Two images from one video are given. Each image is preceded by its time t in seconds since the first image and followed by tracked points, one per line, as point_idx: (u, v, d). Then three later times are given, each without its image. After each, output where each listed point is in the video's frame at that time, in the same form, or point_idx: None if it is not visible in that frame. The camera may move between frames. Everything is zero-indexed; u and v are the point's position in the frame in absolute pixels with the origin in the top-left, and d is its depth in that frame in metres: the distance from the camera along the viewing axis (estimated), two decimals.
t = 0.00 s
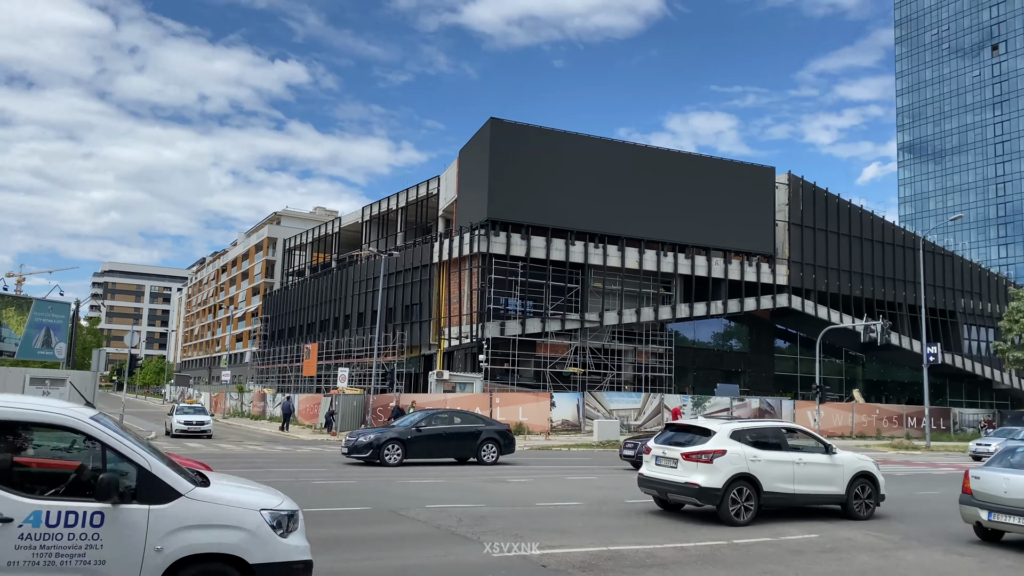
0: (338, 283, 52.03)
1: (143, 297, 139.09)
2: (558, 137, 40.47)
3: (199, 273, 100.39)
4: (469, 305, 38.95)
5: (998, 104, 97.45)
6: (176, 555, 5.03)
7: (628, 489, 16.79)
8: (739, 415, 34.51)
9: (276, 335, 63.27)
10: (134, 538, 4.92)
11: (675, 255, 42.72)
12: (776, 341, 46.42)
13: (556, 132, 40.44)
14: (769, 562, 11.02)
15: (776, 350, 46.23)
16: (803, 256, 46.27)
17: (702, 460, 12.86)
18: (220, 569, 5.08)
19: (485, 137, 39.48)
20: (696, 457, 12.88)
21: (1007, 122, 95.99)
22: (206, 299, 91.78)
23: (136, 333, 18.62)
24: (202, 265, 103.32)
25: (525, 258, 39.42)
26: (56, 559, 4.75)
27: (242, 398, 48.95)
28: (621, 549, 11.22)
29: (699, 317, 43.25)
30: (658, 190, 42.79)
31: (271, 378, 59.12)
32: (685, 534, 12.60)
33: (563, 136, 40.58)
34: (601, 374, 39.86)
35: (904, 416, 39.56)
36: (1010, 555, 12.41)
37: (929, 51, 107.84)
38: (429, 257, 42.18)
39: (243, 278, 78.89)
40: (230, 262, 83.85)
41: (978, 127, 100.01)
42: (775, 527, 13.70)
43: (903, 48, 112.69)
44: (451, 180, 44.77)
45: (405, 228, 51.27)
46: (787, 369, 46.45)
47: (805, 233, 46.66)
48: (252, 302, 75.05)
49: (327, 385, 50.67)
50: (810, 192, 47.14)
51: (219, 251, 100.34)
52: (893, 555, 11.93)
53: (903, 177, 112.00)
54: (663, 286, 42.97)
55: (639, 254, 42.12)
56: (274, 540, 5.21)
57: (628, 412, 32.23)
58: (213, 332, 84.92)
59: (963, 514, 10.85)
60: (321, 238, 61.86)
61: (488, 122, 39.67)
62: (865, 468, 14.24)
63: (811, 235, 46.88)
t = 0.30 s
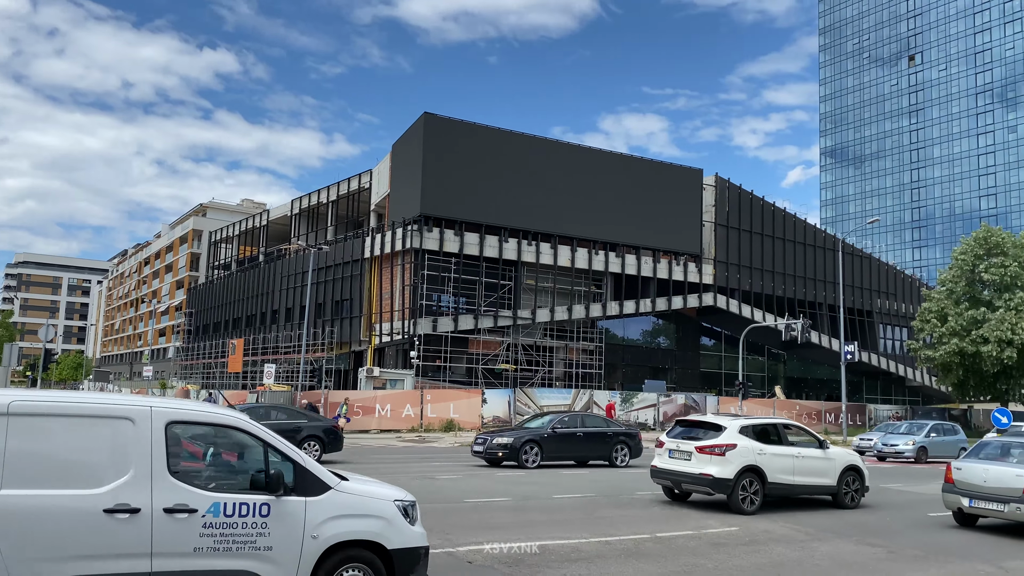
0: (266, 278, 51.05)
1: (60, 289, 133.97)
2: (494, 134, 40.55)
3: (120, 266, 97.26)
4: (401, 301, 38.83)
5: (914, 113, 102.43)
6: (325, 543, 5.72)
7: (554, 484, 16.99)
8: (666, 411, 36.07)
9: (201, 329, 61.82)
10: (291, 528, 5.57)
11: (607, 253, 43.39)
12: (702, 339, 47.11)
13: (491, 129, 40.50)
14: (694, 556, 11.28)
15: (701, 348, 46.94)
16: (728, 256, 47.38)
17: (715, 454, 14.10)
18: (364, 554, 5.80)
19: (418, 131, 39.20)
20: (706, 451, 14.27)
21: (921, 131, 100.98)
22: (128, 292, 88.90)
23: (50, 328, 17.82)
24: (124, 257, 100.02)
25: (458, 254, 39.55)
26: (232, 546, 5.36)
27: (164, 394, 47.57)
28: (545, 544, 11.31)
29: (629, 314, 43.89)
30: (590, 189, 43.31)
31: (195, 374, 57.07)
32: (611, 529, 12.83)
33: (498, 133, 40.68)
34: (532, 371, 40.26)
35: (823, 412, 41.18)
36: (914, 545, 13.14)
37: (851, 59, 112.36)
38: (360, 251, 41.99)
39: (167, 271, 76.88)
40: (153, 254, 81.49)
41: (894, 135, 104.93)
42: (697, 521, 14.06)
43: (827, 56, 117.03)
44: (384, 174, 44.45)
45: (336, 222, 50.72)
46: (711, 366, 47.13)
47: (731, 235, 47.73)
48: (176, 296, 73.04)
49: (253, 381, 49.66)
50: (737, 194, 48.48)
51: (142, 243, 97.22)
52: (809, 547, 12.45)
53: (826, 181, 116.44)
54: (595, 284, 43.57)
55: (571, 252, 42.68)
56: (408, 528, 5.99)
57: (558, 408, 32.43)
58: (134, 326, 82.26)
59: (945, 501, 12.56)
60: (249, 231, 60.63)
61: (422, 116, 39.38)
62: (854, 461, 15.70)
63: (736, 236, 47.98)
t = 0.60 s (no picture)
0: (192, 271, 49.79)
1: None
2: (427, 128, 40.48)
3: (37, 257, 93.66)
4: (330, 297, 38.33)
5: (836, 119, 106.36)
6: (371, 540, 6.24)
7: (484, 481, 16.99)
8: (596, 407, 37.30)
9: (124, 324, 59.98)
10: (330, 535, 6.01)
11: (540, 251, 43.78)
12: (631, 336, 48.22)
13: (424, 124, 40.45)
14: (620, 549, 11.36)
15: (631, 344, 48.08)
16: (658, 255, 48.40)
17: (718, 449, 15.18)
18: (464, 538, 6.70)
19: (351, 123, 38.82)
20: (705, 446, 15.33)
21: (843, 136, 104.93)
22: (44, 284, 85.63)
23: None
24: (41, 248, 96.41)
25: (390, 249, 39.04)
26: (360, 531, 6.14)
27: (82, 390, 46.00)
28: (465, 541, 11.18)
29: (561, 311, 44.30)
30: (523, 186, 43.65)
31: (115, 369, 55.15)
32: (539, 525, 12.86)
33: (432, 127, 40.62)
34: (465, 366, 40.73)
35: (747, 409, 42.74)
36: (827, 537, 13.57)
37: (778, 65, 116.04)
38: (289, 245, 41.31)
39: (87, 263, 74.52)
40: (72, 245, 78.77)
41: (818, 139, 108.63)
42: (621, 514, 14.26)
43: (755, 62, 120.50)
44: (315, 166, 43.85)
45: (265, 215, 49.89)
46: (640, 363, 48.33)
47: (661, 233, 48.91)
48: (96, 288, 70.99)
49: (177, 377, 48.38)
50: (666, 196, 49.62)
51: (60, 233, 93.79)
52: (732, 541, 12.69)
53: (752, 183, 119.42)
54: (527, 280, 44.19)
55: (505, 249, 42.88)
56: (496, 515, 6.90)
57: (489, 404, 33.50)
58: (52, 320, 79.22)
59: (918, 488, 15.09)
60: (174, 223, 59.15)
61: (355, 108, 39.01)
62: (833, 454, 17.09)
63: (666, 235, 49.15)
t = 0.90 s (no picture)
0: (116, 263, 48.36)
1: None
2: (361, 120, 40.01)
3: None
4: (261, 290, 37.80)
5: (766, 122, 109.49)
6: None
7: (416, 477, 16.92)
8: (530, 402, 37.64)
9: (43, 317, 57.92)
10: None
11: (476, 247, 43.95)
12: (568, 332, 49.18)
13: (358, 116, 39.89)
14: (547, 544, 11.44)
15: (567, 341, 49.03)
16: (592, 253, 49.57)
17: (711, 442, 16.40)
18: (526, 520, 7.76)
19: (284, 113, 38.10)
20: (700, 439, 16.55)
21: (772, 139, 108.15)
22: None
23: None
24: None
25: (322, 243, 38.65)
26: (446, 514, 7.10)
27: None
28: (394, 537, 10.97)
29: (497, 308, 44.92)
30: (458, 181, 43.69)
31: (32, 363, 53.40)
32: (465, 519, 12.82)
33: (366, 119, 40.16)
34: (399, 363, 40.22)
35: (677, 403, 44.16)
36: (750, 530, 13.91)
37: (712, 68, 118.77)
38: (219, 237, 40.44)
39: (5, 253, 71.88)
40: None
41: (748, 142, 111.56)
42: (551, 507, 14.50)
43: (690, 64, 123.02)
44: (246, 157, 43.01)
45: (194, 206, 48.79)
46: (575, 359, 49.32)
47: (595, 231, 49.93)
48: (13, 279, 69.42)
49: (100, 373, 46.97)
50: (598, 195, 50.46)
51: None
52: (660, 534, 12.88)
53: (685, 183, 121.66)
54: (463, 276, 44.20)
55: (440, 244, 42.87)
56: (553, 499, 7.98)
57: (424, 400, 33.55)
58: None
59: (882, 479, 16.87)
60: (97, 213, 57.46)
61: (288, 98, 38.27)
62: (810, 447, 18.50)
63: (600, 234, 50.25)
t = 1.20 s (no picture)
0: (41, 254, 46.84)
1: None
2: (298, 110, 39.55)
3: None
4: (193, 284, 36.79)
5: (702, 124, 111.57)
6: None
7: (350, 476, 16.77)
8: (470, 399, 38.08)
9: None
10: None
11: (417, 242, 44.04)
12: (507, 329, 50.09)
13: (295, 107, 39.45)
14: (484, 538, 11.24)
15: (507, 337, 49.92)
16: (533, 250, 50.24)
17: (701, 436, 17.97)
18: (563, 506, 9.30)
19: (219, 103, 37.41)
20: (692, 433, 18.09)
21: (708, 140, 110.36)
22: None
23: None
24: None
25: (258, 236, 38.20)
26: (503, 501, 8.58)
27: None
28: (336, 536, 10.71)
29: (437, 304, 45.21)
30: (396, 175, 43.59)
31: None
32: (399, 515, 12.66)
33: (303, 109, 39.74)
34: (336, 359, 40.02)
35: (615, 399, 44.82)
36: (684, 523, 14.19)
37: (651, 69, 120.38)
38: (151, 229, 39.62)
39: None
40: None
41: (685, 142, 113.49)
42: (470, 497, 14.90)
43: (630, 64, 124.34)
44: (180, 147, 42.11)
45: (125, 196, 47.58)
46: (515, 355, 50.15)
47: (536, 229, 50.65)
48: None
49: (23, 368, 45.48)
50: (538, 191, 51.15)
51: None
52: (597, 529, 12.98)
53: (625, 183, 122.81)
54: (403, 271, 43.92)
55: (380, 240, 42.75)
56: (584, 488, 9.54)
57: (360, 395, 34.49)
58: None
59: (847, 469, 18.59)
60: (22, 202, 55.54)
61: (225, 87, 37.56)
62: (784, 441, 20.18)
63: (541, 231, 51.02)
